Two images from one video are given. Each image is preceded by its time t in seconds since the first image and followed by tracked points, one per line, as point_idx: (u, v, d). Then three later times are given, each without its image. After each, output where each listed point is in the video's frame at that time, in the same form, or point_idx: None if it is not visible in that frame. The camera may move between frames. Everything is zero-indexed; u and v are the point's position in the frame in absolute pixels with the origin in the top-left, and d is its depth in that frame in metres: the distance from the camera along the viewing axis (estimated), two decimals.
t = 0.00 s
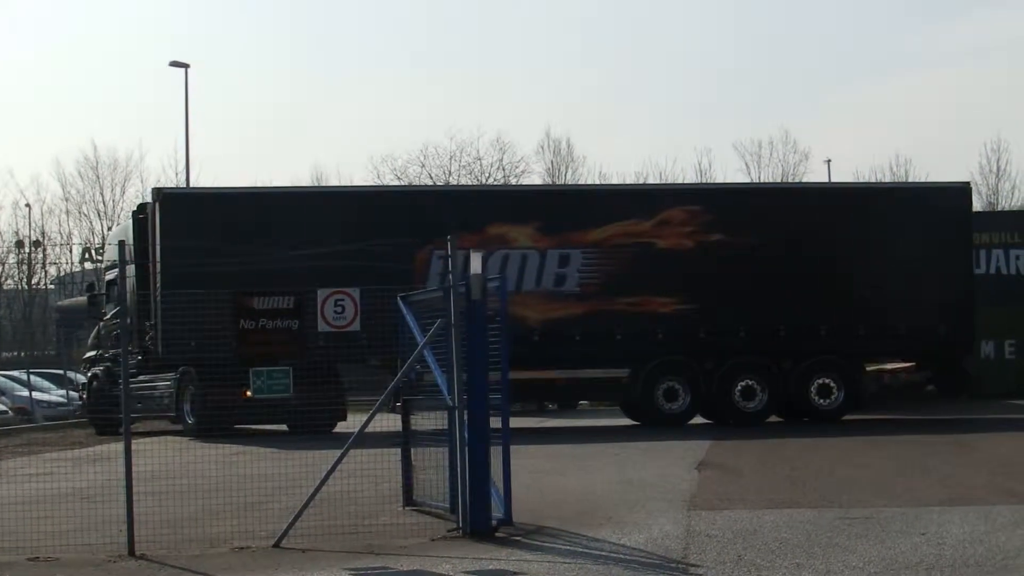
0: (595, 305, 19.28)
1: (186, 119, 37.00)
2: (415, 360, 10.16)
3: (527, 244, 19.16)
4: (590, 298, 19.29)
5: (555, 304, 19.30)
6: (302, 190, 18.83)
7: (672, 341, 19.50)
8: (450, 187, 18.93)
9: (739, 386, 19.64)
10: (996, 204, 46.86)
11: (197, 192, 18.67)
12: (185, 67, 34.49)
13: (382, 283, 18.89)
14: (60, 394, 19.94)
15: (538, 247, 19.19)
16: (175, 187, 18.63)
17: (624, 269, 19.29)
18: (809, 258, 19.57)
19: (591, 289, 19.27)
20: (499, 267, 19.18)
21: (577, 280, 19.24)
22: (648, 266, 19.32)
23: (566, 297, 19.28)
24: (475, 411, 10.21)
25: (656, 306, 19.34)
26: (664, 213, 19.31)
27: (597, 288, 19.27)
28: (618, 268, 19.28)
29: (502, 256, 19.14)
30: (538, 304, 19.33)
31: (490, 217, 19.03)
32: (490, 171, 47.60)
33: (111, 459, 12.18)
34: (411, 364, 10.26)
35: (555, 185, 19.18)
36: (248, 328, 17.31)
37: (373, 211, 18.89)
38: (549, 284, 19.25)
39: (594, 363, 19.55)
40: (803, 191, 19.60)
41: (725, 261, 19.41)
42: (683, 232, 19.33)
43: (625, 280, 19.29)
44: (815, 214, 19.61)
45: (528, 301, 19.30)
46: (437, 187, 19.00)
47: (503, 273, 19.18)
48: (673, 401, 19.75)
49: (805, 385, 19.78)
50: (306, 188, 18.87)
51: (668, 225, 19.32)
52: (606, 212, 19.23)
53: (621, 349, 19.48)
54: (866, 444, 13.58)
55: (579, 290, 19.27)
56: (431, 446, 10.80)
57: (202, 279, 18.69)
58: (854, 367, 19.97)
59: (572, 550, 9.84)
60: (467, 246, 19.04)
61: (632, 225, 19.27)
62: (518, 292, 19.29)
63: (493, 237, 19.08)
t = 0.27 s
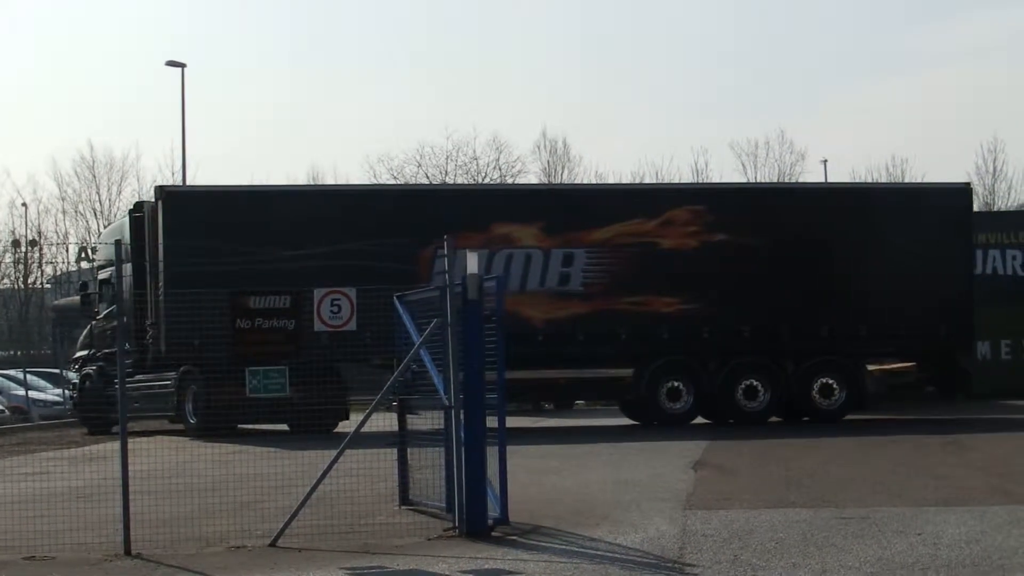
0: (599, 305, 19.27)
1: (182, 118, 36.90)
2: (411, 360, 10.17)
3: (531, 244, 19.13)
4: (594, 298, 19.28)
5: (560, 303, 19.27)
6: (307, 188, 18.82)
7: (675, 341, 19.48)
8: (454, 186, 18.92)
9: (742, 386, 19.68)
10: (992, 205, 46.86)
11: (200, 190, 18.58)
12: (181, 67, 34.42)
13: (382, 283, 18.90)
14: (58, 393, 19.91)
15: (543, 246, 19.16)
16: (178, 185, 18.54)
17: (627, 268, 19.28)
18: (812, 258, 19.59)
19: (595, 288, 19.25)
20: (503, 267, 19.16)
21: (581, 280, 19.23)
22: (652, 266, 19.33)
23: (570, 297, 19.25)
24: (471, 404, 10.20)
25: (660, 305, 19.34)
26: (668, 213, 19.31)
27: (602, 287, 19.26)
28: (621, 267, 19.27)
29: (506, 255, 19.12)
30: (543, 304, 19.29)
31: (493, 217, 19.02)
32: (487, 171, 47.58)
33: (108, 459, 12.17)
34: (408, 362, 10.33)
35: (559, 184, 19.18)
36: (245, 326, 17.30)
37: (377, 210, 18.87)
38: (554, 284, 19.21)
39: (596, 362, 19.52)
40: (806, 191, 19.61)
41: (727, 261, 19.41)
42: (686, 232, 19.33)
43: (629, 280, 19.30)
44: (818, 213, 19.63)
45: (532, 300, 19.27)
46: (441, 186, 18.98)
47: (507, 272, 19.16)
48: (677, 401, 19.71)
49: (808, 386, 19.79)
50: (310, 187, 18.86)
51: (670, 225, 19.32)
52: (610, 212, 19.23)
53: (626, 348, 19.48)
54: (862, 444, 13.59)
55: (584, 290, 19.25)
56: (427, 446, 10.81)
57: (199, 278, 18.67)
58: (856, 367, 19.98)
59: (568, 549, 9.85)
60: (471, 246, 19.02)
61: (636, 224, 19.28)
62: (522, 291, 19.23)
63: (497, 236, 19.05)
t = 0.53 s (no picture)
0: (604, 304, 19.22)
1: (178, 116, 36.83)
2: (408, 359, 10.17)
3: (536, 243, 19.10)
4: (600, 297, 19.22)
5: (565, 303, 19.22)
6: (311, 186, 18.72)
7: (679, 340, 19.46)
8: (459, 185, 18.89)
9: (748, 386, 19.79)
10: (990, 204, 46.88)
11: (203, 188, 18.47)
12: (177, 65, 34.35)
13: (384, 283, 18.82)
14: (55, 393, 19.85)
15: (548, 246, 19.13)
16: (181, 183, 18.43)
17: (632, 267, 19.23)
18: (816, 257, 19.57)
19: (600, 288, 19.20)
20: (508, 266, 19.10)
21: (586, 279, 19.17)
22: (656, 265, 19.28)
23: (575, 296, 19.20)
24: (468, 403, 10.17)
25: (665, 305, 19.30)
26: (672, 212, 19.29)
27: (607, 287, 19.20)
28: (626, 267, 19.22)
29: (511, 255, 19.08)
30: (548, 303, 19.24)
31: (498, 216, 18.97)
32: (484, 171, 47.57)
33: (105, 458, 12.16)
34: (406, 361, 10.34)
35: (563, 183, 19.16)
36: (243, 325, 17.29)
37: (382, 209, 18.83)
38: (559, 283, 19.16)
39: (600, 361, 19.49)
40: (809, 190, 19.62)
41: (731, 260, 19.38)
42: (691, 231, 19.31)
43: (634, 279, 19.23)
44: (822, 213, 19.62)
45: (537, 300, 19.23)
46: (446, 185, 18.94)
47: (512, 271, 19.12)
48: (681, 400, 19.82)
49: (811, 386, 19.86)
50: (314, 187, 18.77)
51: (675, 224, 19.30)
52: (615, 211, 19.20)
53: (631, 348, 19.45)
54: (859, 443, 13.59)
55: (589, 289, 19.17)
56: (425, 446, 10.80)
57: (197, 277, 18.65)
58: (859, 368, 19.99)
59: (566, 549, 9.84)
60: (475, 245, 19.02)
61: (640, 224, 19.25)
62: (527, 290, 19.18)
63: (501, 235, 19.01)
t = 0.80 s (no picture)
0: (610, 304, 19.22)
1: (177, 117, 36.81)
2: (406, 360, 10.19)
3: (543, 242, 19.08)
4: (605, 297, 19.22)
5: (571, 302, 19.21)
6: (317, 186, 18.63)
7: (685, 340, 19.47)
8: (465, 184, 18.82)
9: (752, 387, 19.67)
10: (988, 205, 46.91)
11: (209, 187, 18.33)
12: (177, 67, 34.39)
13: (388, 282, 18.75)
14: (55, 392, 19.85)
15: (554, 245, 19.11)
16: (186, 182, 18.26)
17: (637, 267, 19.23)
18: (820, 257, 19.56)
19: (607, 288, 19.20)
20: (513, 265, 19.08)
21: (592, 279, 19.16)
22: (661, 265, 19.28)
23: (581, 296, 19.20)
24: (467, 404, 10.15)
25: (670, 305, 19.29)
26: (678, 212, 19.28)
27: (612, 287, 19.21)
28: (633, 267, 19.22)
29: (518, 254, 19.05)
30: (554, 303, 19.22)
31: (504, 215, 18.94)
32: (482, 172, 47.59)
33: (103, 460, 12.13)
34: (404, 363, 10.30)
35: (569, 183, 19.14)
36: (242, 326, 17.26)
37: (388, 208, 18.73)
38: (565, 283, 19.14)
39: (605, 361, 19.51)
40: (813, 190, 19.63)
41: (735, 260, 19.38)
42: (697, 231, 19.31)
43: (640, 280, 19.23)
44: (826, 213, 19.62)
45: (543, 299, 19.20)
46: (452, 184, 18.89)
47: (518, 270, 19.09)
48: (685, 401, 19.72)
49: (815, 384, 19.79)
50: (323, 185, 18.67)
51: (681, 224, 19.29)
52: (620, 211, 19.19)
53: (636, 347, 19.46)
54: (858, 443, 13.60)
55: (594, 289, 19.17)
56: (422, 447, 10.82)
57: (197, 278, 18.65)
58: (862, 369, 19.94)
59: (564, 549, 9.84)
60: (478, 244, 18.94)
61: (645, 224, 19.23)
62: (532, 290, 19.17)
63: (507, 235, 18.97)
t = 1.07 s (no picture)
0: (615, 306, 19.19)
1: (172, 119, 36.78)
2: (402, 362, 10.17)
3: (547, 243, 19.05)
4: (609, 298, 19.20)
5: (575, 304, 19.16)
6: (321, 187, 18.59)
7: (688, 341, 19.44)
8: (469, 186, 18.76)
9: (754, 389, 19.55)
10: (986, 206, 46.93)
11: (214, 189, 18.25)
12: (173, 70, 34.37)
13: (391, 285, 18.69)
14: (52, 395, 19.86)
15: (558, 247, 19.09)
16: (190, 183, 18.18)
17: (641, 268, 19.22)
18: (823, 258, 19.55)
19: (610, 289, 19.18)
20: (517, 267, 19.01)
21: (596, 280, 19.14)
22: (665, 266, 19.28)
23: (585, 297, 19.16)
24: (464, 406, 10.14)
25: (674, 306, 19.28)
26: (681, 213, 19.27)
27: (616, 288, 19.19)
28: (636, 268, 19.21)
29: (523, 256, 19.02)
30: (558, 304, 19.16)
31: (508, 217, 18.91)
32: (478, 173, 47.58)
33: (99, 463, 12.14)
34: (399, 366, 10.30)
35: (573, 184, 19.12)
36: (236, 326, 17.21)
37: (393, 210, 18.66)
38: (569, 284, 19.11)
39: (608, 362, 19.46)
40: (816, 191, 19.62)
41: (738, 261, 19.37)
42: (700, 232, 19.29)
43: (643, 281, 19.22)
44: (828, 214, 19.63)
45: (547, 301, 19.15)
46: (457, 185, 18.85)
47: (522, 272, 19.03)
48: (689, 402, 19.58)
49: (818, 385, 19.71)
50: (327, 187, 18.63)
51: (684, 225, 19.27)
52: (624, 212, 19.19)
53: (640, 349, 19.42)
54: (854, 443, 13.61)
55: (598, 290, 19.16)
56: (418, 449, 10.82)
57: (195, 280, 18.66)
58: (864, 370, 19.83)
59: (560, 551, 9.85)
60: (481, 246, 18.89)
61: (648, 225, 19.22)
62: (537, 292, 19.11)
63: (510, 237, 18.94)
